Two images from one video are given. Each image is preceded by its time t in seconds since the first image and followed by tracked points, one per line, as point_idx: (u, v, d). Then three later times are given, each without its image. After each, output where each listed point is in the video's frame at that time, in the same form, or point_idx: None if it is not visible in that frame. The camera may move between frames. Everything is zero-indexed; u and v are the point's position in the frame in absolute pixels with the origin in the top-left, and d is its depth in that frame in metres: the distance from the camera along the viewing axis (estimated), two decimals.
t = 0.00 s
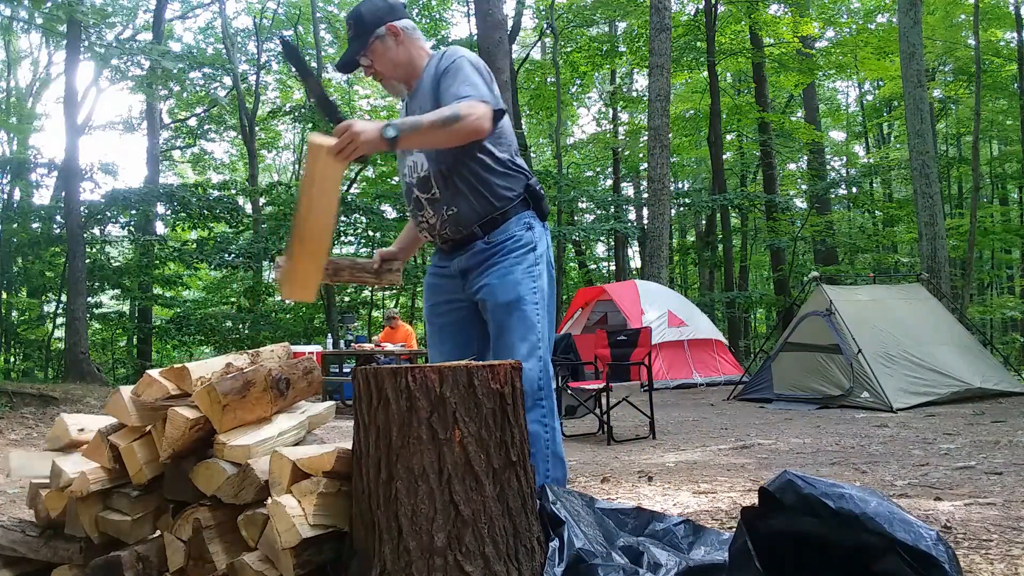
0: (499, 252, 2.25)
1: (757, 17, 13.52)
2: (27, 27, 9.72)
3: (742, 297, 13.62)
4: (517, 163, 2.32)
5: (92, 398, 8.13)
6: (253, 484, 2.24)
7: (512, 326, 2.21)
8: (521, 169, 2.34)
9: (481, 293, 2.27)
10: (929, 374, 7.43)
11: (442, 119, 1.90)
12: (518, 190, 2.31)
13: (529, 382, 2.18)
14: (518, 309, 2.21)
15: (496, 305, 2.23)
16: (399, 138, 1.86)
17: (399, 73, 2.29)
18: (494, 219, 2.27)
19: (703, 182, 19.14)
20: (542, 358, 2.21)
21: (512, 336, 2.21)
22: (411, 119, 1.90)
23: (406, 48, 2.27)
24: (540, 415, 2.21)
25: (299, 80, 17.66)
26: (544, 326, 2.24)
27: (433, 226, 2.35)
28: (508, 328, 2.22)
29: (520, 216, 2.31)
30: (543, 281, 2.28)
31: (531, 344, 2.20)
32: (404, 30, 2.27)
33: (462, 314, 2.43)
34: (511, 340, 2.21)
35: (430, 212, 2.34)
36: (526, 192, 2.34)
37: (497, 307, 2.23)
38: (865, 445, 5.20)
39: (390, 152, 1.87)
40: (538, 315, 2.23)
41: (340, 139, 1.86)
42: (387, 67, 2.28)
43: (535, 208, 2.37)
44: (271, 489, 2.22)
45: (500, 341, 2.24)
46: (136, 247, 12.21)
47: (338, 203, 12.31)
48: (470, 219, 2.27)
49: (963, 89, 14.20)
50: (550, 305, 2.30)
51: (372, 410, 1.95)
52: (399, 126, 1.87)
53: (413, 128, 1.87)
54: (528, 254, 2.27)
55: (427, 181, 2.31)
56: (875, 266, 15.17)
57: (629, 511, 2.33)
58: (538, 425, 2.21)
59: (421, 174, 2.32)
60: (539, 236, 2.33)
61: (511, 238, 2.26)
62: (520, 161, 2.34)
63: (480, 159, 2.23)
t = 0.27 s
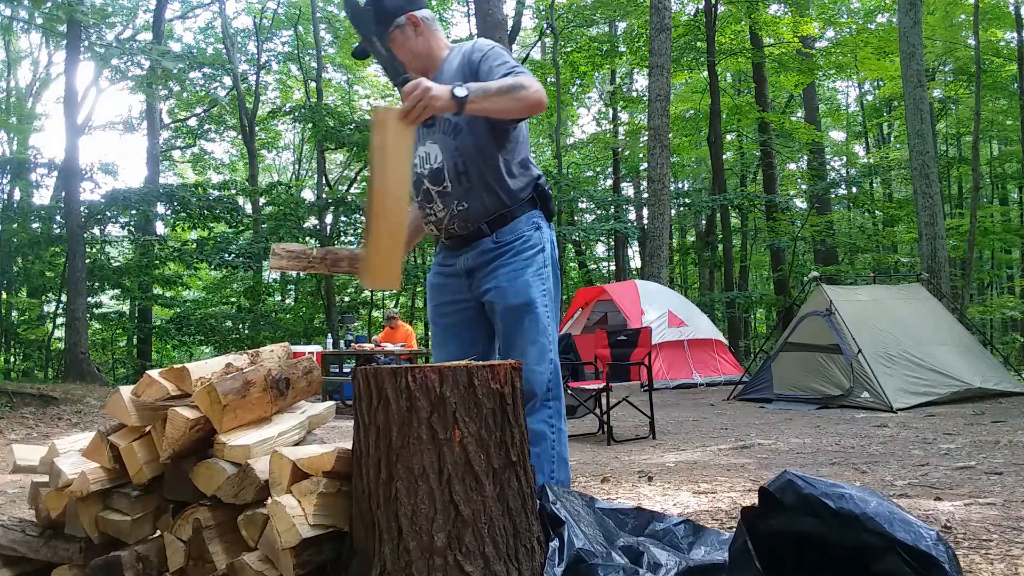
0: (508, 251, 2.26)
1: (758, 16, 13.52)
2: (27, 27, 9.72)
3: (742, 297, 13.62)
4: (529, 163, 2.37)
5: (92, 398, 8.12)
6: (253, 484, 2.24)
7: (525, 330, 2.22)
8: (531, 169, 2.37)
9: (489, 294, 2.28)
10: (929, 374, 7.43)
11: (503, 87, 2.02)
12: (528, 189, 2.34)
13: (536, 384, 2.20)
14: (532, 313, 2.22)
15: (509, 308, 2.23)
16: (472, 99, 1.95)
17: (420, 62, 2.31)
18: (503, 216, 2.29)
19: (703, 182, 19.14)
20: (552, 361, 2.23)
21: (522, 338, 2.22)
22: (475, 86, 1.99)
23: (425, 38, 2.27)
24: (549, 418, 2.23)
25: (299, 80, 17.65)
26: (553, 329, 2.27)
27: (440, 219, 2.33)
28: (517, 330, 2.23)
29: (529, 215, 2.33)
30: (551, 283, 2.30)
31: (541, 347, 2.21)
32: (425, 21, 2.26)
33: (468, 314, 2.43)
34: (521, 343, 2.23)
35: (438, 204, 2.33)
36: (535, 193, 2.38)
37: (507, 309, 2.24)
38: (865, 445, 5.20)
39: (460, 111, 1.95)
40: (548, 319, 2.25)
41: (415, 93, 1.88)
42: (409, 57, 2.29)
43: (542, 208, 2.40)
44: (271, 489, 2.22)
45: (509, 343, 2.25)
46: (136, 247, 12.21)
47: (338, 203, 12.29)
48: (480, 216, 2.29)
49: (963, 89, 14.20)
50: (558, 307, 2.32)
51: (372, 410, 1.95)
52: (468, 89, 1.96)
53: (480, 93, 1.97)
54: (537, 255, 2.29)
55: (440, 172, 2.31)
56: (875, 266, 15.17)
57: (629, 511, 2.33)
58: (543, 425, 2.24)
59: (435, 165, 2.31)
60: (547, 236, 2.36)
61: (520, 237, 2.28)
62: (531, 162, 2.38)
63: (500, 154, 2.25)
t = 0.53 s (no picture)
0: (515, 250, 2.26)
1: (757, 16, 13.52)
2: (27, 27, 9.71)
3: (742, 297, 13.62)
4: (538, 164, 2.38)
5: (92, 398, 8.12)
6: (253, 484, 2.24)
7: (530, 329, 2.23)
8: (539, 169, 2.39)
9: (494, 293, 2.29)
10: (929, 374, 7.43)
11: (525, 78, 2.01)
12: (536, 187, 2.35)
13: (538, 383, 2.21)
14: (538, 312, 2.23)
15: (514, 306, 2.24)
16: (497, 93, 1.96)
17: (435, 56, 2.30)
18: (510, 216, 2.29)
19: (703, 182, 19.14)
20: (557, 361, 2.24)
21: (527, 338, 2.23)
22: (499, 79, 2.00)
23: (441, 32, 2.27)
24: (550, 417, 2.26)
25: (299, 80, 17.65)
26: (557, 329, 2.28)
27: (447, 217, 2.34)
28: (522, 330, 2.24)
29: (536, 214, 2.34)
30: (556, 283, 2.31)
31: (545, 347, 2.22)
32: (441, 15, 2.26)
33: (471, 314, 2.43)
34: (526, 342, 2.23)
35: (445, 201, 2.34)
36: (542, 192, 2.38)
37: (512, 309, 2.24)
38: (866, 445, 5.20)
39: (485, 105, 1.95)
40: (553, 319, 2.26)
41: (442, 91, 1.91)
42: (424, 50, 2.28)
43: (548, 207, 2.41)
44: (271, 489, 2.22)
45: (513, 343, 2.25)
46: (136, 247, 12.21)
47: (338, 203, 12.29)
48: (487, 214, 2.29)
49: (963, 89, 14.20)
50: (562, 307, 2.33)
51: (372, 410, 1.95)
52: (492, 83, 1.97)
53: (504, 85, 1.98)
54: (543, 254, 2.29)
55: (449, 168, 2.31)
56: (875, 266, 15.16)
57: (629, 511, 2.33)
58: (545, 425, 2.25)
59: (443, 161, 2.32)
60: (552, 236, 2.36)
61: (527, 237, 2.28)
62: (540, 161, 2.39)
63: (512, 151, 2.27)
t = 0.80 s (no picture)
0: (521, 250, 2.27)
1: (757, 16, 13.53)
2: (27, 27, 9.72)
3: (742, 297, 13.62)
4: (544, 165, 2.39)
5: (92, 398, 8.12)
6: (253, 484, 2.24)
7: (534, 329, 2.23)
8: (546, 171, 2.40)
9: (499, 293, 2.28)
10: (929, 374, 7.43)
11: (528, 92, 2.01)
12: (543, 187, 2.36)
13: (540, 382, 2.22)
14: (542, 313, 2.24)
15: (517, 307, 2.24)
16: (504, 112, 1.94)
17: (448, 51, 2.25)
18: (516, 215, 2.30)
19: (703, 182, 19.15)
20: (559, 361, 2.25)
21: (531, 337, 2.23)
22: (502, 95, 1.98)
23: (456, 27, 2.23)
24: (555, 419, 2.27)
25: (299, 80, 17.65)
26: (561, 329, 2.29)
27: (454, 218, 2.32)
28: (527, 330, 2.24)
29: (541, 214, 2.36)
30: (560, 283, 2.32)
31: (549, 347, 2.23)
32: (456, 9, 2.21)
33: (474, 314, 2.43)
34: (530, 342, 2.24)
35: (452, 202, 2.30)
36: (548, 192, 2.40)
37: (517, 308, 2.24)
38: (865, 445, 5.20)
39: (490, 125, 1.92)
40: (557, 319, 2.27)
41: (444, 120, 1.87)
42: (439, 43, 2.21)
43: (553, 207, 2.42)
44: (271, 489, 2.21)
45: (517, 343, 2.25)
46: (136, 247, 12.21)
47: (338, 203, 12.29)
48: (492, 215, 2.30)
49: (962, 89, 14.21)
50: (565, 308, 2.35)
51: (372, 409, 1.95)
52: (496, 101, 1.94)
53: (509, 103, 1.96)
54: (547, 254, 2.31)
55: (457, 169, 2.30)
56: (874, 266, 15.17)
57: (629, 511, 2.33)
58: (547, 425, 2.25)
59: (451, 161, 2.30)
60: (556, 236, 2.38)
61: (532, 236, 2.30)
62: (546, 162, 2.40)
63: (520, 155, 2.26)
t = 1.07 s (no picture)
0: (526, 249, 2.29)
1: (757, 16, 13.53)
2: (27, 27, 9.72)
3: (742, 297, 13.61)
4: (549, 166, 2.39)
5: (92, 398, 8.13)
6: (253, 484, 2.25)
7: (539, 328, 2.23)
8: (550, 172, 2.40)
9: (504, 292, 2.28)
10: (929, 374, 7.43)
11: (526, 105, 2.01)
12: (547, 189, 2.38)
13: (544, 383, 2.22)
14: (547, 313, 2.24)
15: (521, 307, 2.24)
16: (499, 128, 1.95)
17: (458, 44, 2.24)
18: (521, 215, 2.31)
19: (703, 182, 19.16)
20: (563, 361, 2.25)
21: (536, 336, 2.23)
22: (499, 110, 1.99)
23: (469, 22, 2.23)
24: (558, 419, 2.27)
25: (299, 80, 17.65)
26: (564, 330, 2.29)
27: (461, 219, 2.31)
28: (531, 330, 2.24)
29: (545, 214, 2.37)
30: (564, 283, 2.33)
31: (553, 346, 2.23)
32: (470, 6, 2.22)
33: (476, 314, 2.43)
34: (533, 341, 2.23)
35: (459, 202, 2.29)
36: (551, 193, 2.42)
37: (522, 308, 2.24)
38: (866, 445, 5.20)
39: (486, 142, 1.95)
40: (561, 318, 2.28)
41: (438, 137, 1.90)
42: (451, 34, 2.20)
43: (555, 208, 2.44)
44: (271, 489, 2.22)
45: (521, 344, 2.25)
46: (136, 247, 12.21)
47: (338, 203, 12.29)
48: (497, 215, 2.30)
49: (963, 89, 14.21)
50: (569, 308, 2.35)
51: (372, 409, 1.95)
52: (492, 116, 1.95)
53: (506, 117, 1.97)
54: (551, 254, 2.32)
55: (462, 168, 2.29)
56: (874, 266, 15.17)
57: (628, 511, 2.33)
58: (549, 425, 2.25)
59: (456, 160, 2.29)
60: (560, 236, 2.40)
61: (537, 236, 2.31)
62: (551, 164, 2.41)
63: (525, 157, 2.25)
